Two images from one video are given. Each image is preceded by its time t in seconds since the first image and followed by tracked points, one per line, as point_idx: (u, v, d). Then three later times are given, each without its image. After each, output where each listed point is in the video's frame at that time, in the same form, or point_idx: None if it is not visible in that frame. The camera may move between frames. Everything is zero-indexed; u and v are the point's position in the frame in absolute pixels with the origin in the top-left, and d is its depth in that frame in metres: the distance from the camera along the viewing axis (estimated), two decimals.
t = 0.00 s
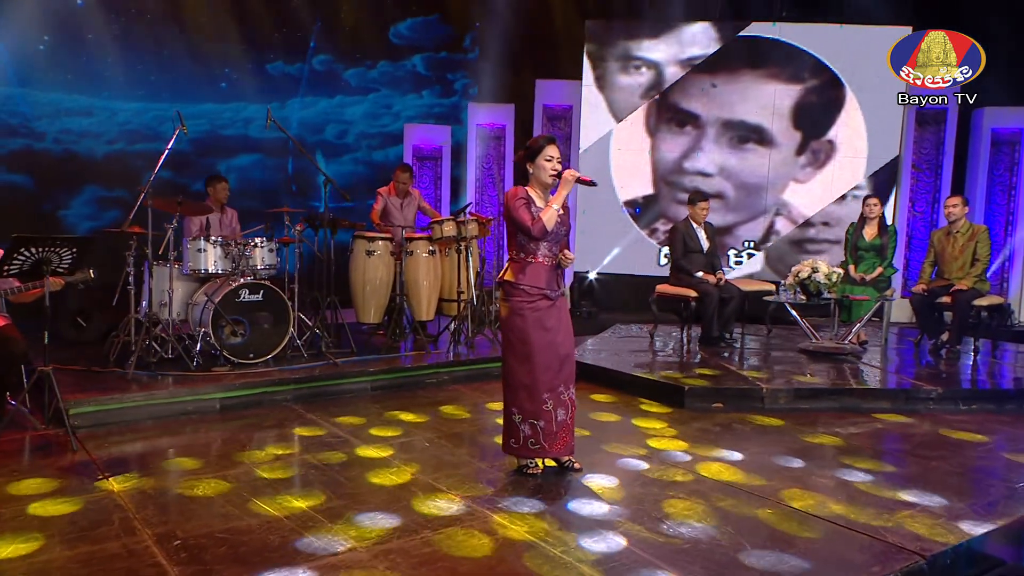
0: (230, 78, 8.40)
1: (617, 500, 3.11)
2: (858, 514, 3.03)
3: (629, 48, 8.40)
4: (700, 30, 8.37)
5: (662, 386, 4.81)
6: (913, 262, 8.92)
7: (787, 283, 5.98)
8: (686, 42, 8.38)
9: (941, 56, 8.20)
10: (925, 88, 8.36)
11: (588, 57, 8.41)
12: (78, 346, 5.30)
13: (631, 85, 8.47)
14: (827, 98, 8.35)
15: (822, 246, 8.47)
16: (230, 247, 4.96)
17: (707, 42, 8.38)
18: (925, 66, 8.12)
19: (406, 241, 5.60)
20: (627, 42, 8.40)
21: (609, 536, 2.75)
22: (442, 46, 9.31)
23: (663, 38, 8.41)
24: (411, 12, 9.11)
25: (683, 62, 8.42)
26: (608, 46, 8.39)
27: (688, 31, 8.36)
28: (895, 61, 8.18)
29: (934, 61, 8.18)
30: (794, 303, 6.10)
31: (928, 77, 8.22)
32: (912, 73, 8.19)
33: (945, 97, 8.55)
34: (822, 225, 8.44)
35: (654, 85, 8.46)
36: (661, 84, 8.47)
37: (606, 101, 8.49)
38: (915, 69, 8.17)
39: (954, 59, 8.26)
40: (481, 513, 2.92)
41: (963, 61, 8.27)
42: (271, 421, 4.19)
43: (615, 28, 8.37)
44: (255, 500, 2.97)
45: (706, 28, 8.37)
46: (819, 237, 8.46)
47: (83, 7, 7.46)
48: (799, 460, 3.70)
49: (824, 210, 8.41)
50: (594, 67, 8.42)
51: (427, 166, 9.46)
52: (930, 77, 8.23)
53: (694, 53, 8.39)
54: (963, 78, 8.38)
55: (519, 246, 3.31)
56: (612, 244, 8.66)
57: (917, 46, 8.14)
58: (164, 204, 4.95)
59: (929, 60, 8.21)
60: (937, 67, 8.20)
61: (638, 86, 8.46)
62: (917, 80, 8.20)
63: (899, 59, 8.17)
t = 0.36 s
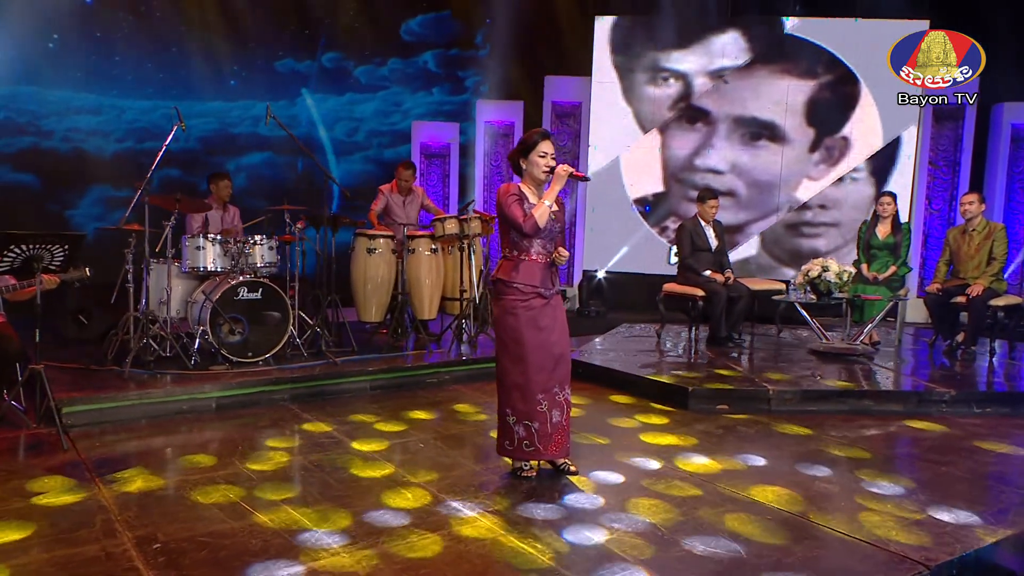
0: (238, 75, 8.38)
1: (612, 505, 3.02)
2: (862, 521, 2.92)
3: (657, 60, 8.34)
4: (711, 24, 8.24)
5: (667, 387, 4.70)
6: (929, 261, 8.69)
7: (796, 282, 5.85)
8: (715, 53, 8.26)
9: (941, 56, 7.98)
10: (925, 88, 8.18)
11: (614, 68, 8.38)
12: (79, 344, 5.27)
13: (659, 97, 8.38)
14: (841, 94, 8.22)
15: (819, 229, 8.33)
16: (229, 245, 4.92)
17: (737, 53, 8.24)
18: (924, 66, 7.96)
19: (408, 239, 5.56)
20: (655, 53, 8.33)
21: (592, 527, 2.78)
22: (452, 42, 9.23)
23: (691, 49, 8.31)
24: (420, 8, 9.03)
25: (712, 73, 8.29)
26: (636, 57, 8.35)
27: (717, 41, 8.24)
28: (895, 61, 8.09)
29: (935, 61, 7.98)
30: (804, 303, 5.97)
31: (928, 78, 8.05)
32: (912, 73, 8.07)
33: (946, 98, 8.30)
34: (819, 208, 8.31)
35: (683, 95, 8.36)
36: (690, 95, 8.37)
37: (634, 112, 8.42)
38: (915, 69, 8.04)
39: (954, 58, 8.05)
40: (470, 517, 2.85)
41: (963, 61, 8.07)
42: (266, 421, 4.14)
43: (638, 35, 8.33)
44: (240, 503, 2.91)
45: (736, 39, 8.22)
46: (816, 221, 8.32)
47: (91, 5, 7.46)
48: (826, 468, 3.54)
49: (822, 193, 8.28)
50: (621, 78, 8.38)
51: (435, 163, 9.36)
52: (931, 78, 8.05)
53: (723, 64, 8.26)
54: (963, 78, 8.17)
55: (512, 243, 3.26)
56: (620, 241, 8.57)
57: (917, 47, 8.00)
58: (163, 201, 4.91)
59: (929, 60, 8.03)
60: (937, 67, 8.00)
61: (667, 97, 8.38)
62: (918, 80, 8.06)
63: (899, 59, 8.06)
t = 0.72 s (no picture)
0: (247, 74, 8.35)
1: (607, 510, 2.93)
2: (864, 529, 2.81)
3: (683, 70, 8.22)
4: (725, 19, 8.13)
5: (670, 389, 4.61)
6: (945, 259, 8.46)
7: (806, 281, 5.73)
8: (743, 63, 8.11)
9: (941, 56, 7.93)
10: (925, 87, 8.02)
11: (639, 78, 8.27)
12: (81, 343, 5.25)
13: (685, 108, 8.26)
14: (855, 90, 8.07)
15: (816, 213, 8.19)
16: (227, 243, 4.87)
17: (766, 62, 8.09)
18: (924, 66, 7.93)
19: (409, 237, 5.50)
20: (681, 63, 8.21)
21: (578, 518, 2.84)
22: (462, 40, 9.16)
23: (719, 59, 8.17)
24: (430, 6, 8.97)
25: (741, 84, 8.14)
26: (662, 68, 8.24)
27: (746, 51, 8.09)
28: (895, 61, 7.99)
29: (935, 61, 7.94)
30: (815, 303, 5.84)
31: (928, 78, 7.99)
32: (912, 74, 7.99)
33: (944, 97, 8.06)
34: (816, 191, 8.17)
35: (710, 106, 8.23)
36: (717, 106, 8.23)
37: (659, 123, 8.30)
38: (915, 70, 7.97)
39: (954, 59, 7.97)
40: (458, 522, 2.77)
41: (963, 61, 7.97)
42: (260, 420, 4.09)
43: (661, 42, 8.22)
44: (225, 505, 2.85)
45: (764, 49, 8.08)
46: (813, 204, 8.18)
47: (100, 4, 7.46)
48: (848, 477, 3.38)
49: (818, 175, 8.15)
50: (647, 88, 8.28)
51: (442, 161, 9.29)
52: (931, 78, 7.99)
53: (751, 74, 8.12)
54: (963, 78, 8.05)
55: (505, 241, 3.20)
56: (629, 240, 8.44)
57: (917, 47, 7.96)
58: (162, 199, 4.86)
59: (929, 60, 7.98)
60: (937, 67, 7.96)
61: (694, 108, 8.25)
62: (918, 80, 7.98)
63: (899, 59, 7.98)
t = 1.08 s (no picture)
0: (256, 72, 8.33)
1: (601, 516, 2.84)
2: (866, 537, 2.70)
3: (713, 83, 8.12)
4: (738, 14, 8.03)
5: (673, 390, 4.51)
6: (962, 258, 8.29)
7: (816, 281, 5.60)
8: (775, 75, 7.99)
9: (941, 56, 7.75)
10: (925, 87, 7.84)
11: (669, 92, 8.21)
12: (83, 341, 5.24)
13: (715, 120, 8.13)
14: (871, 86, 7.91)
15: (811, 195, 8.05)
16: (227, 241, 4.84)
17: (798, 75, 7.96)
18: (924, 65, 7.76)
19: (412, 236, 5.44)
20: (711, 76, 8.12)
21: (575, 514, 2.85)
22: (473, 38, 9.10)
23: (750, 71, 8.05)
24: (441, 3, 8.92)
25: (772, 96, 8.01)
26: (692, 80, 8.16)
27: (777, 63, 7.98)
28: (895, 61, 7.84)
29: (935, 61, 7.77)
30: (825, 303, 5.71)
31: (928, 78, 7.80)
32: (912, 74, 7.82)
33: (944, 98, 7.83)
34: (812, 173, 8.02)
35: (740, 119, 8.08)
36: (747, 119, 8.08)
37: (688, 137, 8.20)
38: (915, 69, 7.81)
39: (956, 58, 7.77)
40: (445, 527, 2.70)
41: (963, 61, 7.79)
42: (254, 421, 4.05)
43: (691, 54, 8.14)
44: (210, 508, 2.80)
45: (797, 61, 7.95)
46: (808, 186, 8.04)
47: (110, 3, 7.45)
48: (878, 491, 3.17)
49: (813, 156, 8.00)
50: (676, 101, 8.19)
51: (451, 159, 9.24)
52: (931, 78, 7.80)
53: (783, 86, 7.99)
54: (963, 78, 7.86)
55: (496, 240, 3.17)
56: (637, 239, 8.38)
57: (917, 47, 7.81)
58: (161, 197, 4.82)
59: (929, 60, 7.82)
60: (937, 67, 7.78)
61: (723, 121, 8.12)
62: (918, 80, 7.81)
63: (899, 59, 7.84)
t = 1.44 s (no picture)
0: (267, 70, 8.32)
1: (592, 522, 2.76)
2: (866, 546, 2.60)
3: (745, 96, 8.11)
4: (751, 10, 7.98)
5: (677, 392, 4.41)
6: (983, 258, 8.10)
7: (827, 281, 5.48)
8: (809, 87, 7.97)
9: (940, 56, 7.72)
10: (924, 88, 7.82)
11: (698, 104, 8.19)
12: (86, 340, 5.24)
13: (748, 133, 8.11)
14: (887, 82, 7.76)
15: (807, 176, 8.06)
16: (227, 240, 4.82)
17: (833, 88, 7.95)
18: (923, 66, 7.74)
19: (414, 233, 5.39)
20: (744, 88, 8.10)
21: (570, 507, 2.89)
22: (483, 36, 9.03)
23: (783, 84, 8.04)
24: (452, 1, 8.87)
25: (806, 109, 8.00)
26: (724, 93, 8.14)
27: (811, 76, 7.97)
28: (895, 60, 7.82)
29: (935, 61, 7.75)
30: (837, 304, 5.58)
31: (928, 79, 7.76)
32: (912, 73, 7.80)
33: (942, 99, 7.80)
34: (808, 154, 8.04)
35: (773, 132, 8.07)
36: (780, 132, 8.07)
37: (719, 150, 8.19)
38: (915, 69, 7.78)
39: (955, 58, 7.72)
40: (431, 531, 2.64)
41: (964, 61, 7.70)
42: (249, 421, 4.00)
43: (722, 66, 8.11)
44: (194, 509, 2.75)
45: (832, 73, 7.94)
46: (804, 167, 8.05)
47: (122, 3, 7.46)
48: (906, 507, 2.97)
49: (811, 137, 8.02)
50: (707, 114, 8.18)
51: (461, 157, 9.13)
52: (931, 77, 7.76)
53: (817, 98, 7.97)
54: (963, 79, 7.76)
55: (489, 239, 3.12)
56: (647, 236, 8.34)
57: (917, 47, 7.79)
58: (161, 194, 4.80)
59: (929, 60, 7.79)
60: (937, 67, 7.74)
61: (756, 134, 8.11)
62: (918, 80, 7.77)
63: (899, 58, 7.82)
